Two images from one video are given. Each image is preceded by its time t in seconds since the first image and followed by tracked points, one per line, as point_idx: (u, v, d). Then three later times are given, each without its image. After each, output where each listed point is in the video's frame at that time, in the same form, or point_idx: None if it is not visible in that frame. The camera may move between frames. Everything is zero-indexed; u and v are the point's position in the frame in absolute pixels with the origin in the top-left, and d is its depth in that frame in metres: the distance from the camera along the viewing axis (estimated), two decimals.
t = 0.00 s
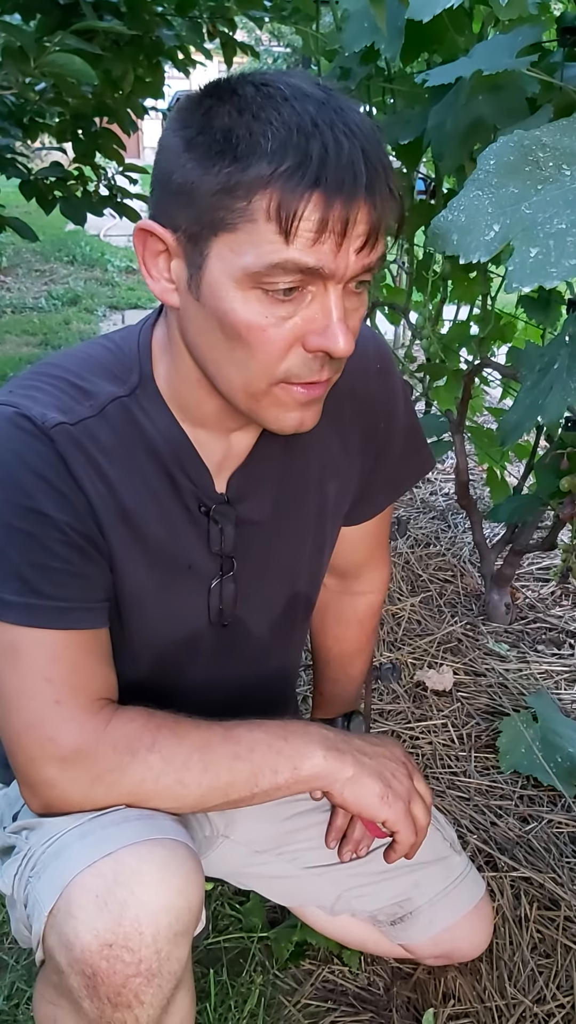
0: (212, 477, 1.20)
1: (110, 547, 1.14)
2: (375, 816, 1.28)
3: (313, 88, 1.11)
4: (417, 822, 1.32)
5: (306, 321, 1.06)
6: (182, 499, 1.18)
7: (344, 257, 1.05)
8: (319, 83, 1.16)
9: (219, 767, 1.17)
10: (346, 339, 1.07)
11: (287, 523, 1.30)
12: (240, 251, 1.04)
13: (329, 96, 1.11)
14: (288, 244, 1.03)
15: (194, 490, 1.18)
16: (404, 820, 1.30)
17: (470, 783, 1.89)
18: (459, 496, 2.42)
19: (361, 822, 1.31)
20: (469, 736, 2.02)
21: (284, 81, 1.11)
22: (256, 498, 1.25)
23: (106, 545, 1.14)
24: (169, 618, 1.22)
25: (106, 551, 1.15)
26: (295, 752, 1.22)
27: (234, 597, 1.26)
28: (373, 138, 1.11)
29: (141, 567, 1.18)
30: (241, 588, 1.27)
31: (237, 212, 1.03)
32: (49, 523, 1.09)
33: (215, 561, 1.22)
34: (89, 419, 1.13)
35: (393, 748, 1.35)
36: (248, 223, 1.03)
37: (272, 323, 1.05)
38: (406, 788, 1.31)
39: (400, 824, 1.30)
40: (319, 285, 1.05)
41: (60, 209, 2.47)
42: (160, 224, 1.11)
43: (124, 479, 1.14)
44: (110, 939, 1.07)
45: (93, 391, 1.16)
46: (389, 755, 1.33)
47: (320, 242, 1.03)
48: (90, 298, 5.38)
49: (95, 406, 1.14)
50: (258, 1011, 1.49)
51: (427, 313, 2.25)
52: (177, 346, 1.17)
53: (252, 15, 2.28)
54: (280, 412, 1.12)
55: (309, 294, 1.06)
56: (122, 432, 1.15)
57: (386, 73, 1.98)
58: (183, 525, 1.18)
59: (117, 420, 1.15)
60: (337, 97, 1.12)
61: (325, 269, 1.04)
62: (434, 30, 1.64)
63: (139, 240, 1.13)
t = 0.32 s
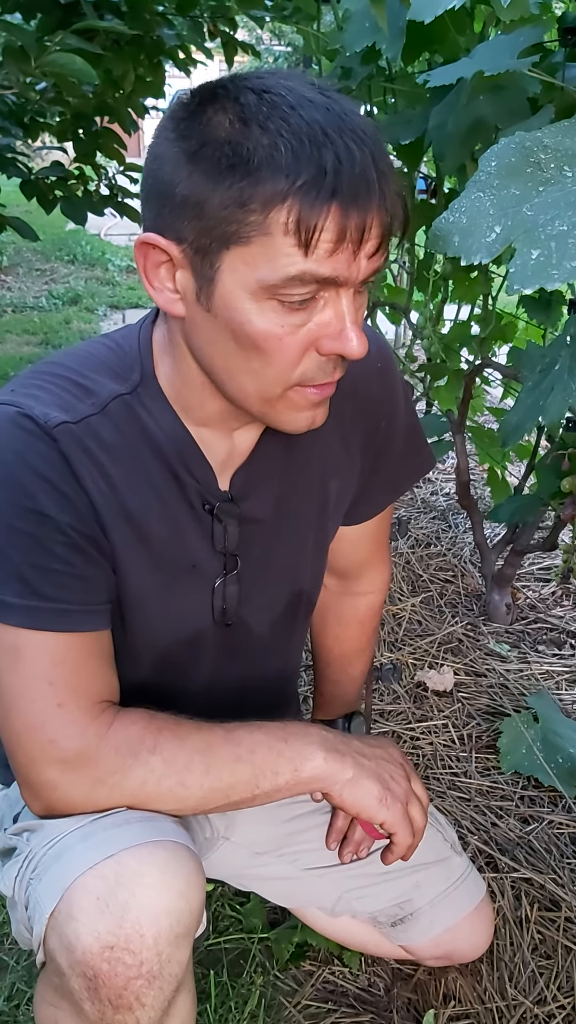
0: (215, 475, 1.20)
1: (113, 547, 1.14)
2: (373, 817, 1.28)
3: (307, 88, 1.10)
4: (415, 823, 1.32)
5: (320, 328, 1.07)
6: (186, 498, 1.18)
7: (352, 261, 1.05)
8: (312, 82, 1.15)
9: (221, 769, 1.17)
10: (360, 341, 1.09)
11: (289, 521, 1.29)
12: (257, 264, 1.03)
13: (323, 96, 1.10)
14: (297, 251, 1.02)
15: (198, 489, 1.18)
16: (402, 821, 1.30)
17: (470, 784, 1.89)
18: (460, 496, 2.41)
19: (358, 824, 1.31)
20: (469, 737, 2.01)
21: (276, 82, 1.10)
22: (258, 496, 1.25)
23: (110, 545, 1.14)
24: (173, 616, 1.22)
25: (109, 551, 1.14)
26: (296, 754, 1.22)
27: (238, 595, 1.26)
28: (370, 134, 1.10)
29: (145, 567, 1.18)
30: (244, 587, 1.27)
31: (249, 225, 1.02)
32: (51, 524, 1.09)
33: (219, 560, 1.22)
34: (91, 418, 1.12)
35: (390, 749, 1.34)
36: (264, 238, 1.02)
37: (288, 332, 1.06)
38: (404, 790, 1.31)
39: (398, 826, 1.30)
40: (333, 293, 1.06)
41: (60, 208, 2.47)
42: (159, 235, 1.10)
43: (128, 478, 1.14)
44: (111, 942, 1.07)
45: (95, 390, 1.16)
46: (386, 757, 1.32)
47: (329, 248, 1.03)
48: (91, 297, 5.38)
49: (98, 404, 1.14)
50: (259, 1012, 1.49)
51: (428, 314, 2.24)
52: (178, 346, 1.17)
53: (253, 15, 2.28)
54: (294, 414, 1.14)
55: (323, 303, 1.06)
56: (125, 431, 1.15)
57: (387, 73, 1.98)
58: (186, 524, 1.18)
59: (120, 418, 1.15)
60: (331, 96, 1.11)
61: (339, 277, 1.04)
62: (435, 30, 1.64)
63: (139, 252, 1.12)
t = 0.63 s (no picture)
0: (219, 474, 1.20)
1: (118, 545, 1.14)
2: (373, 820, 1.28)
3: (302, 87, 1.10)
4: (414, 830, 1.32)
5: (326, 327, 1.08)
6: (191, 495, 1.18)
7: (356, 258, 1.05)
8: (308, 81, 1.14)
9: (223, 769, 1.17)
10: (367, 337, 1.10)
11: (292, 519, 1.29)
12: (264, 267, 1.04)
13: (318, 94, 1.10)
14: (301, 251, 1.03)
15: (203, 486, 1.18)
16: (403, 827, 1.30)
17: (471, 784, 1.89)
18: (461, 495, 2.41)
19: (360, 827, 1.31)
20: (470, 737, 2.02)
21: (272, 82, 1.10)
22: (262, 495, 1.25)
23: (114, 543, 1.14)
24: (177, 614, 1.22)
25: (114, 550, 1.14)
26: (298, 754, 1.22)
27: (241, 592, 1.26)
28: (368, 131, 1.10)
29: (150, 564, 1.18)
30: (248, 585, 1.27)
31: (255, 227, 1.02)
32: (56, 524, 1.09)
33: (222, 557, 1.22)
34: (96, 416, 1.12)
35: (397, 754, 1.34)
36: (269, 240, 1.02)
37: (296, 332, 1.07)
38: (407, 796, 1.31)
39: (397, 832, 1.29)
40: (340, 291, 1.07)
41: (62, 207, 2.47)
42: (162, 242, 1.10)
43: (132, 476, 1.14)
44: (114, 942, 1.07)
45: (99, 388, 1.16)
46: (392, 760, 1.33)
47: (333, 248, 1.03)
48: (92, 296, 5.38)
49: (102, 402, 1.14)
50: (259, 1013, 1.49)
51: (429, 314, 2.24)
52: (182, 345, 1.17)
53: (255, 14, 2.28)
54: (303, 411, 1.14)
55: (331, 301, 1.07)
56: (129, 429, 1.15)
57: (390, 73, 1.98)
58: (191, 522, 1.18)
59: (124, 416, 1.15)
60: (326, 93, 1.11)
61: (344, 275, 1.05)
62: (438, 30, 1.64)
63: (142, 260, 1.11)
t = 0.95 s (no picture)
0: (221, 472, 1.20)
1: (119, 544, 1.14)
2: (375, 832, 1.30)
3: (305, 87, 1.10)
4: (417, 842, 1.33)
5: (335, 327, 1.08)
6: (193, 493, 1.18)
7: (362, 255, 1.05)
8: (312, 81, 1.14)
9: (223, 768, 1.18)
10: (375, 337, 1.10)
11: (293, 517, 1.29)
12: (273, 270, 1.04)
13: (321, 93, 1.10)
14: (297, 249, 1.02)
15: (205, 484, 1.18)
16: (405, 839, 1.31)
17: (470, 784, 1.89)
18: (462, 495, 2.41)
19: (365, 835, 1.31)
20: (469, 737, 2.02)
21: (278, 83, 1.10)
22: (263, 494, 1.25)
23: (115, 542, 1.14)
24: (178, 612, 1.22)
25: (114, 548, 1.14)
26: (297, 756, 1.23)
27: (242, 591, 1.26)
28: (369, 128, 1.09)
29: (150, 562, 1.18)
30: (248, 583, 1.27)
31: (263, 229, 1.02)
32: (56, 523, 1.09)
33: (223, 555, 1.22)
34: (98, 414, 1.12)
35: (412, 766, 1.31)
36: (276, 240, 1.02)
37: (305, 333, 1.06)
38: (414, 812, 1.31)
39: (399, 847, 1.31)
40: (348, 290, 1.07)
41: (62, 206, 2.47)
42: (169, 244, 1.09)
43: (134, 474, 1.14)
44: (105, 943, 1.07)
45: (101, 386, 1.16)
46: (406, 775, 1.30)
47: (332, 247, 1.03)
48: (92, 295, 5.38)
49: (104, 400, 1.14)
50: (258, 1012, 1.49)
51: (429, 313, 2.24)
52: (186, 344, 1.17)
53: (257, 13, 2.27)
54: (312, 412, 1.14)
55: (339, 301, 1.07)
56: (131, 427, 1.15)
57: (391, 72, 1.98)
58: (192, 520, 1.18)
59: (126, 415, 1.14)
60: (330, 93, 1.11)
61: (352, 273, 1.05)
62: (439, 30, 1.64)
63: (149, 263, 1.11)
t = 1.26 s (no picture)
0: (221, 473, 1.20)
1: (121, 543, 1.14)
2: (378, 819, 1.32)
3: (297, 79, 1.08)
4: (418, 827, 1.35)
5: (308, 322, 1.06)
6: (193, 494, 1.18)
7: (341, 253, 1.03)
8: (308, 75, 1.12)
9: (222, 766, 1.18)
10: (350, 338, 1.07)
11: (293, 517, 1.29)
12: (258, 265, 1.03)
13: (314, 87, 1.07)
14: (270, 243, 1.01)
15: (205, 485, 1.18)
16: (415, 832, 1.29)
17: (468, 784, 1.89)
18: (460, 494, 2.41)
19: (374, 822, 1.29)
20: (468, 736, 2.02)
21: (268, 71, 1.09)
22: (263, 494, 1.25)
23: (117, 541, 1.14)
24: (178, 612, 1.22)
25: (116, 548, 1.14)
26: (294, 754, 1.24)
27: (242, 591, 1.25)
28: (362, 125, 1.07)
29: (151, 562, 1.17)
30: (249, 583, 1.27)
31: (253, 223, 1.01)
32: (59, 523, 1.09)
33: (223, 555, 1.22)
34: (100, 415, 1.12)
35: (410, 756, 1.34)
36: (244, 225, 1.02)
37: (276, 325, 1.05)
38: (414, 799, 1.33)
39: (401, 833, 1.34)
40: (323, 286, 1.04)
41: (62, 204, 2.47)
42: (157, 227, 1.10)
43: (135, 474, 1.14)
44: (108, 942, 1.07)
45: (103, 386, 1.16)
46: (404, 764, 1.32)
47: (306, 242, 1.01)
48: (91, 293, 5.38)
49: (106, 401, 1.14)
50: (255, 1012, 1.49)
51: (429, 312, 2.24)
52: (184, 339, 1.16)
53: (256, 12, 2.27)
54: (289, 408, 1.12)
55: (313, 297, 1.05)
56: (133, 428, 1.15)
57: (390, 71, 1.98)
58: (192, 520, 1.18)
59: (128, 415, 1.15)
60: (324, 88, 1.09)
61: (326, 268, 1.03)
62: (438, 28, 1.64)
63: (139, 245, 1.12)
